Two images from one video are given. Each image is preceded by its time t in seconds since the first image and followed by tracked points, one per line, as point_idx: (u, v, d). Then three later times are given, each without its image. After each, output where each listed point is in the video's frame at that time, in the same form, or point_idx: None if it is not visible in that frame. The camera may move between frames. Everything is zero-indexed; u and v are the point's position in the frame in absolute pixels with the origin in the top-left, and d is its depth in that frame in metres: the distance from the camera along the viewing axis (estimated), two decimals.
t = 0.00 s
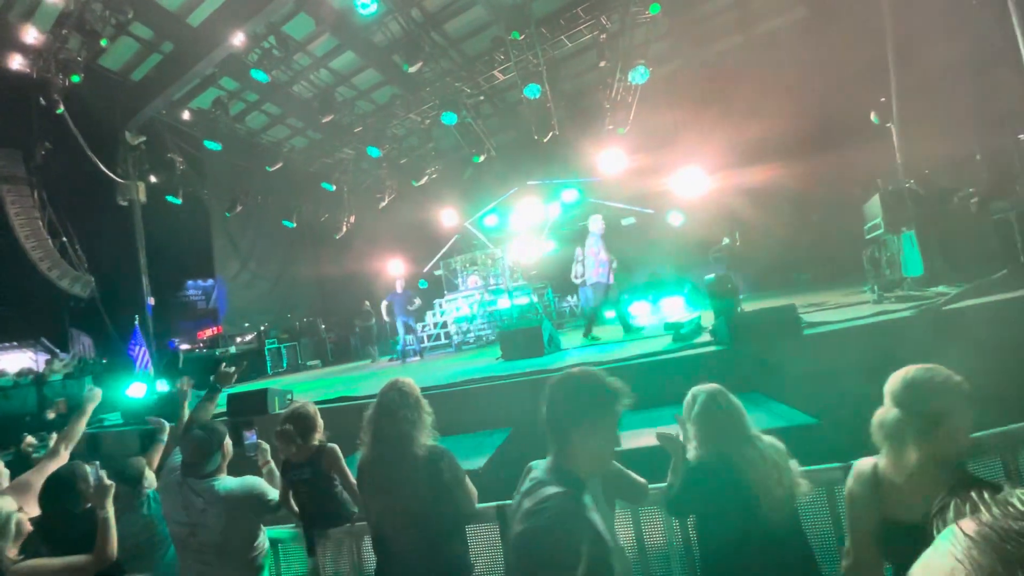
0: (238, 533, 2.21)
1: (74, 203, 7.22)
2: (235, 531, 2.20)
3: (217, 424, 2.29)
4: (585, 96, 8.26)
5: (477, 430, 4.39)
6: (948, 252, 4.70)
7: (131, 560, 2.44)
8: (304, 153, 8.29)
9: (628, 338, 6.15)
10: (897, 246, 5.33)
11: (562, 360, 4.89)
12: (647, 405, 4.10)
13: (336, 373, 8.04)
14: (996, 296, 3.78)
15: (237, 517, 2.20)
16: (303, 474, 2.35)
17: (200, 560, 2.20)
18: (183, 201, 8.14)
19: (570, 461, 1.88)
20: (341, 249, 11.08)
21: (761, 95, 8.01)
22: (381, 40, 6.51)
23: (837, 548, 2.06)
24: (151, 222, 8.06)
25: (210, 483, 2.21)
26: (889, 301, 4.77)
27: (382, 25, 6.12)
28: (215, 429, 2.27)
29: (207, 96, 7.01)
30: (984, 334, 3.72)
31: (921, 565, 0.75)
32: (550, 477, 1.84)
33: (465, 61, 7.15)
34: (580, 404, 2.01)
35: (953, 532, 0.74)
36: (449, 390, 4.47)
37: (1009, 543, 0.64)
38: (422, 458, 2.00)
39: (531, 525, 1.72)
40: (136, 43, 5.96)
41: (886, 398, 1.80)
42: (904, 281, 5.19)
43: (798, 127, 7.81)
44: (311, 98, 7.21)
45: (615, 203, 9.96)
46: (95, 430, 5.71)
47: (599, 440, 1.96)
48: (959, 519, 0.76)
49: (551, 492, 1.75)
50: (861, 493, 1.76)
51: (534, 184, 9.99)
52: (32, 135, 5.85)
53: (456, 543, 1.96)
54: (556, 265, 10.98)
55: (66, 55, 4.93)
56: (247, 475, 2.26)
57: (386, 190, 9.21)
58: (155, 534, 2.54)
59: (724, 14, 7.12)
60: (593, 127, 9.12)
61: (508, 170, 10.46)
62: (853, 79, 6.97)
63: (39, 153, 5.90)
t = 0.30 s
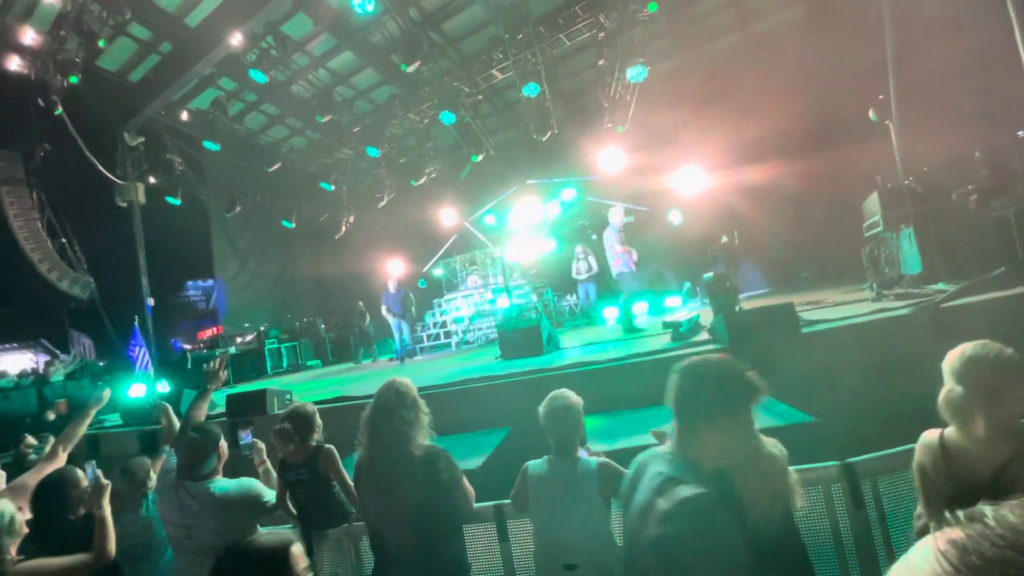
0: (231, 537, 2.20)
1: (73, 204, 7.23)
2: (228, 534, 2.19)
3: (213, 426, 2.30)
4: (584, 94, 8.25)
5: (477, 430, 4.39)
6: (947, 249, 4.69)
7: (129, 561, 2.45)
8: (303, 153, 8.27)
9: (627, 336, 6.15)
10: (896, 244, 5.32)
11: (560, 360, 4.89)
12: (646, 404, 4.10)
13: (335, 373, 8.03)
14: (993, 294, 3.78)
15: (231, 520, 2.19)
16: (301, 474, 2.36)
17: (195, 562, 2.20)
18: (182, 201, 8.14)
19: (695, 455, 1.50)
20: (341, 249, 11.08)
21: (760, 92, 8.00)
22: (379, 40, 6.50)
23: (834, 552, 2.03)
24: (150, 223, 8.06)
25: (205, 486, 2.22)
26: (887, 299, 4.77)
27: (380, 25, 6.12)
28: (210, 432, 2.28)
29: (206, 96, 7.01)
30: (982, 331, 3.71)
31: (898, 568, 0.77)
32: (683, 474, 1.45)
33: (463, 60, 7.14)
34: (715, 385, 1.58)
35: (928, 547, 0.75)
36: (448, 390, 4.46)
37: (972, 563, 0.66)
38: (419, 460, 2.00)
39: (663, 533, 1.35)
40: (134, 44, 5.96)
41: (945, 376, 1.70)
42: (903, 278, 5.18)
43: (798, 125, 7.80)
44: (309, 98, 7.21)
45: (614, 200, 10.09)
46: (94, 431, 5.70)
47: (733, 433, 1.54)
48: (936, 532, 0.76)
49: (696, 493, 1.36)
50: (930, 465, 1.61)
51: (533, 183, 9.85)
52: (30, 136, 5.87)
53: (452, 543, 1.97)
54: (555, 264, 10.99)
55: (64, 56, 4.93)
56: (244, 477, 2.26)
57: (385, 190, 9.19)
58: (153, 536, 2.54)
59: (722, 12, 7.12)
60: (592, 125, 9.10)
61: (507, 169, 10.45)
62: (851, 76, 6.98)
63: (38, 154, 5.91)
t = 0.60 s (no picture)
0: (226, 539, 2.20)
1: (79, 206, 7.29)
2: (223, 535, 2.19)
3: (213, 429, 2.32)
4: (586, 94, 8.25)
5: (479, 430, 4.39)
6: (952, 248, 4.66)
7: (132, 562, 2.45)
8: (306, 155, 8.28)
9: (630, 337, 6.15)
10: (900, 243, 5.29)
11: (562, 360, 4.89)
12: (649, 405, 4.09)
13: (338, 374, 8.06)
14: (998, 293, 3.75)
15: (227, 523, 2.19)
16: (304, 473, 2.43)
17: (194, 564, 2.20)
18: (186, 203, 8.19)
19: (825, 418, 1.43)
20: (344, 250, 11.09)
21: (762, 91, 7.98)
22: (381, 41, 6.53)
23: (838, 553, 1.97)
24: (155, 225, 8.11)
25: (204, 488, 2.22)
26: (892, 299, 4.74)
27: (382, 26, 6.14)
28: (211, 435, 2.29)
29: (210, 99, 7.05)
30: (987, 330, 3.68)
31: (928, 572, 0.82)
32: (819, 436, 1.35)
33: (465, 61, 7.14)
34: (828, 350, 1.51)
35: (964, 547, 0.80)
36: (449, 391, 4.46)
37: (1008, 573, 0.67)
38: (421, 459, 2.03)
39: (801, 493, 1.27)
40: (138, 47, 6.02)
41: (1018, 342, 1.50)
42: (908, 277, 5.15)
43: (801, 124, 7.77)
44: (312, 99, 7.24)
45: (616, 201, 10.16)
46: (100, 432, 5.73)
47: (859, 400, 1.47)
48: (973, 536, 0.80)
49: (832, 453, 1.27)
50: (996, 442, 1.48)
51: (536, 184, 10.19)
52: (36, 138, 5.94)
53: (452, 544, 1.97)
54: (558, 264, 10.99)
55: (69, 59, 4.98)
56: (242, 481, 2.26)
57: (388, 191, 9.20)
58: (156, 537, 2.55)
59: (724, 11, 7.12)
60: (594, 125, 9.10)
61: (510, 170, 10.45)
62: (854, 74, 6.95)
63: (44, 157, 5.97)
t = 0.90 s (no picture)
0: (228, 538, 2.23)
1: (90, 205, 7.41)
2: (224, 535, 2.22)
3: (218, 429, 2.34)
4: (593, 92, 8.24)
5: (487, 428, 4.42)
6: (963, 246, 4.62)
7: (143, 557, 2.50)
8: (313, 154, 8.32)
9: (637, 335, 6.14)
10: (909, 241, 5.26)
11: (569, 358, 4.91)
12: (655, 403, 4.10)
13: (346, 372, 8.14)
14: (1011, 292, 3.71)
15: (230, 523, 2.23)
16: (318, 468, 2.57)
17: (195, 563, 2.22)
18: (195, 202, 8.26)
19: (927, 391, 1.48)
20: (351, 249, 11.15)
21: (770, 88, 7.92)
22: (388, 40, 6.55)
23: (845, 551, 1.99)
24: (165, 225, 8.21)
25: (207, 487, 2.24)
26: (902, 297, 4.71)
27: (389, 25, 6.16)
28: (215, 435, 2.32)
29: (218, 99, 7.11)
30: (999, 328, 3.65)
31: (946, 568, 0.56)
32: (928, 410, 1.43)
33: (472, 59, 7.13)
34: (913, 335, 1.50)
35: (988, 527, 0.54)
36: (457, 389, 4.49)
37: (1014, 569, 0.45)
38: (431, 457, 2.08)
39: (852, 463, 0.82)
40: (148, 48, 6.09)
41: None
42: (918, 275, 5.10)
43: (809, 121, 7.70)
44: (320, 99, 7.28)
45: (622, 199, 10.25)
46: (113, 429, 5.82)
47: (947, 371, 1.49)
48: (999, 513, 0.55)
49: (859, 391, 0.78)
50: None
51: (542, 182, 9.70)
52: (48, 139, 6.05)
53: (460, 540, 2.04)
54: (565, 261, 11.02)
55: (80, 61, 5.06)
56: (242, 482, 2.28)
57: (395, 190, 9.24)
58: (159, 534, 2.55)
59: (734, 7, 7.06)
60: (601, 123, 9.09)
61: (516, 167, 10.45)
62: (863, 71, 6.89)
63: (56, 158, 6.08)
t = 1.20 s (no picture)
0: (228, 538, 2.26)
1: (105, 204, 7.54)
2: (225, 533, 2.25)
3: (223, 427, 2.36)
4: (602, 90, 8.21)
5: (496, 426, 4.43)
6: (980, 244, 4.54)
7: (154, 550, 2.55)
8: (323, 153, 8.38)
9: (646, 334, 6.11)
10: (923, 239, 5.19)
11: (578, 357, 4.91)
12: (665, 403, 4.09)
13: (356, 370, 8.21)
14: None
15: (230, 523, 2.25)
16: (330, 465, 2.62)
17: (197, 560, 2.29)
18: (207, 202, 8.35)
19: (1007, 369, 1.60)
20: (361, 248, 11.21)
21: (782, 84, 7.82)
22: (397, 40, 6.58)
23: (856, 554, 2.01)
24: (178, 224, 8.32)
25: (209, 486, 2.27)
26: (916, 297, 4.65)
27: (399, 26, 6.19)
28: (220, 435, 2.34)
29: (231, 100, 7.19)
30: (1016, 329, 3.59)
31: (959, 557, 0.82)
32: None
33: (481, 58, 7.13)
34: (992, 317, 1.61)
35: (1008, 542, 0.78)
36: (467, 387, 4.50)
37: None
38: (442, 457, 2.10)
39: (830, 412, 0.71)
40: (161, 50, 6.18)
41: None
42: (933, 274, 5.02)
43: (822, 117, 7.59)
44: (330, 99, 7.33)
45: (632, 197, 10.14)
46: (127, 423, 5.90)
47: None
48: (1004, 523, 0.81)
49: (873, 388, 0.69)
50: None
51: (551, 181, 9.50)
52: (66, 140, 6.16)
53: (470, 535, 2.08)
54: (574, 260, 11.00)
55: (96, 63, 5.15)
56: (244, 480, 2.31)
57: (405, 189, 9.27)
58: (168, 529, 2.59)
59: (746, 3, 6.99)
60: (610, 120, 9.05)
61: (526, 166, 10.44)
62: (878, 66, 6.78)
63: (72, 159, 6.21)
